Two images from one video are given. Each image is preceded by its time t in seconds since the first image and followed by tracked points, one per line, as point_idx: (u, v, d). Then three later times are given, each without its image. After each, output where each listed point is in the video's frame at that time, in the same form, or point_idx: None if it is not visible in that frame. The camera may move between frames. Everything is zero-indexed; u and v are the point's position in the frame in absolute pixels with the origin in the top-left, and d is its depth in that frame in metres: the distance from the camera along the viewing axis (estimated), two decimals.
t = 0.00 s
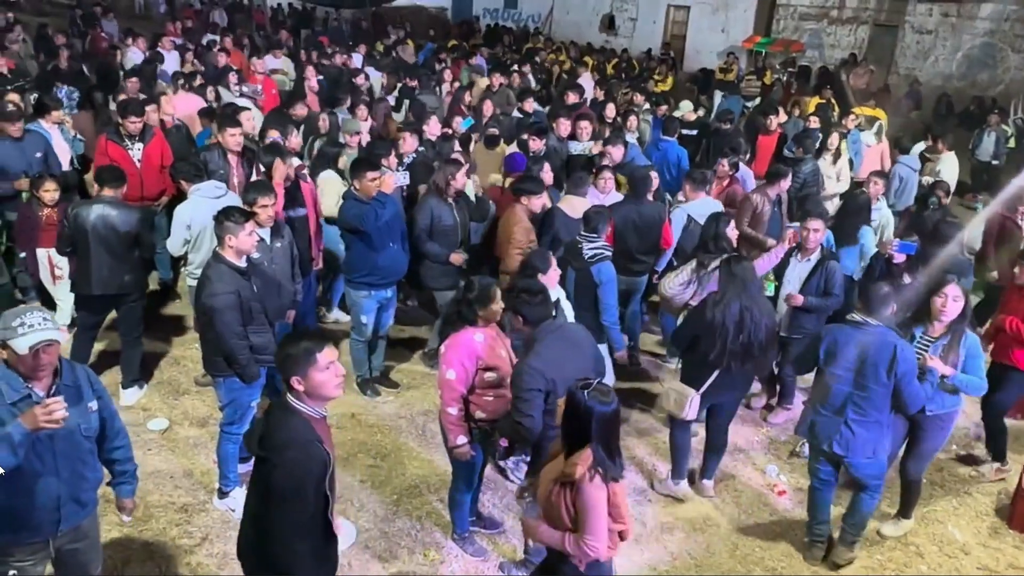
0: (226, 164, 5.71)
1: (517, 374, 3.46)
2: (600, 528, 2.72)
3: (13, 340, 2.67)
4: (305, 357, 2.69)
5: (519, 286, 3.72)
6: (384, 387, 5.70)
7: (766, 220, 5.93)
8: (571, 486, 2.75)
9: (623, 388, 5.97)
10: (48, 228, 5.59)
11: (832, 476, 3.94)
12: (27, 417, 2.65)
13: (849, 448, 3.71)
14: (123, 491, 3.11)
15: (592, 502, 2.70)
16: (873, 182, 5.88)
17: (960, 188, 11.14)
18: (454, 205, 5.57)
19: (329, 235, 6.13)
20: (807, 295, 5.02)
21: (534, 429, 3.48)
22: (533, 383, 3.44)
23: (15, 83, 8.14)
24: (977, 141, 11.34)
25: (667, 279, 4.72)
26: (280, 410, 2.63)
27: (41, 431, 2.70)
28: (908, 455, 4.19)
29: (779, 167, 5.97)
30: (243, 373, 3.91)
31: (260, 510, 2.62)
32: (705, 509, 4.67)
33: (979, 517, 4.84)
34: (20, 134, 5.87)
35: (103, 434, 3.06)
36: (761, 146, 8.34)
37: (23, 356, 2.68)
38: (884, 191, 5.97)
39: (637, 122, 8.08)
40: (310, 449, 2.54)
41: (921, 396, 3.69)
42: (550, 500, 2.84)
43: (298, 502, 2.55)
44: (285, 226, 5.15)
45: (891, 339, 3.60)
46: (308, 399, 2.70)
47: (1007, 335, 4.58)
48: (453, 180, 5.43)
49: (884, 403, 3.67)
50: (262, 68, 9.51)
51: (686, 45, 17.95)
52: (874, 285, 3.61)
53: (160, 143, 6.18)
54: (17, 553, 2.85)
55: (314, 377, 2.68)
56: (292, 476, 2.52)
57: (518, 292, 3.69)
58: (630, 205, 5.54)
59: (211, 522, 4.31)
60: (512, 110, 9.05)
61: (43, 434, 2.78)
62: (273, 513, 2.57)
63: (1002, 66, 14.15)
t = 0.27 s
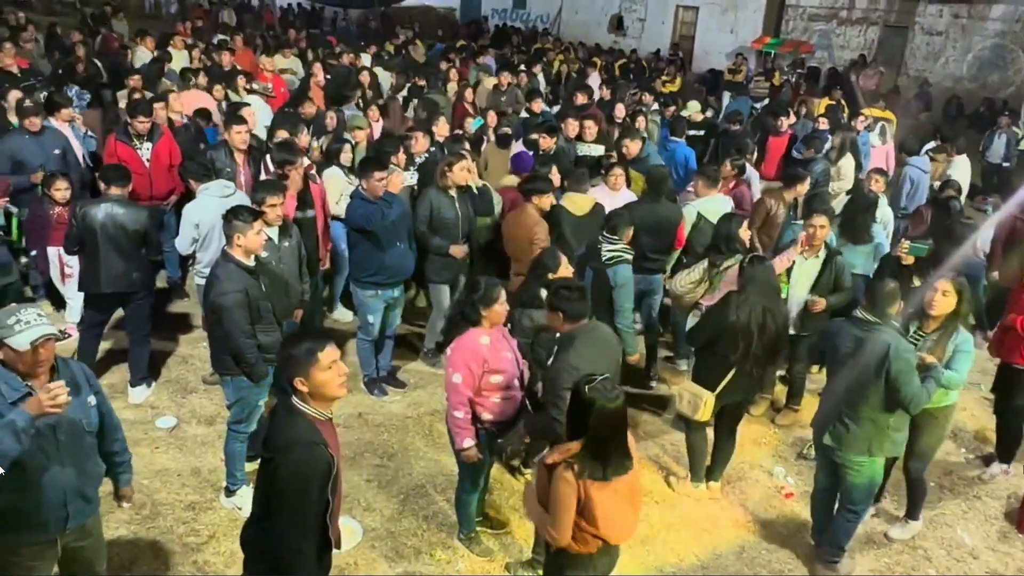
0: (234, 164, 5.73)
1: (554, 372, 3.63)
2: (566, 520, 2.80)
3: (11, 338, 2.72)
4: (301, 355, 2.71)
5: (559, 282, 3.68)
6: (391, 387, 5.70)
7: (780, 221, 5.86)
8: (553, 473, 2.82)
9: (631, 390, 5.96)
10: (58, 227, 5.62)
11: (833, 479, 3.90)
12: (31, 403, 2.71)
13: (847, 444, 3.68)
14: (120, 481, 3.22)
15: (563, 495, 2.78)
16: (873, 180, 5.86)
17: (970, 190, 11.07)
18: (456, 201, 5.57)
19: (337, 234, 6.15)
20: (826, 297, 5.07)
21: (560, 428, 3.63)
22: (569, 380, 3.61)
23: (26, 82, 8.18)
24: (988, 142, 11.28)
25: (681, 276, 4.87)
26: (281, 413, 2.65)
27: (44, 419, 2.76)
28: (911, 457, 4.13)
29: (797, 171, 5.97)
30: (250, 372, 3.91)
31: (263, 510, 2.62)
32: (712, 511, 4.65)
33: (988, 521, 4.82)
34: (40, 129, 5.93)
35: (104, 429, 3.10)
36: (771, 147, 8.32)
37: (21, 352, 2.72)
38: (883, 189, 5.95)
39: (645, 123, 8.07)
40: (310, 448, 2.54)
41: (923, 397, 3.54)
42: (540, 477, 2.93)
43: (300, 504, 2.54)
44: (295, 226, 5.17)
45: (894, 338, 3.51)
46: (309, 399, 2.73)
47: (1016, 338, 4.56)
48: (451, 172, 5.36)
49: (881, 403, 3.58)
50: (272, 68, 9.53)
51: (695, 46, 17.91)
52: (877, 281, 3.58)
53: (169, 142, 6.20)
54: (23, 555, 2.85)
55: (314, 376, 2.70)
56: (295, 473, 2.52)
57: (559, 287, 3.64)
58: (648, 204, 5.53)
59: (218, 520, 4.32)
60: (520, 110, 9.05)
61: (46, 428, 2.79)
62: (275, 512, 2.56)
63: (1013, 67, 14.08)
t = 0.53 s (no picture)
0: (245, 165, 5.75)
1: (591, 370, 3.42)
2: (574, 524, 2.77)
3: (13, 339, 2.72)
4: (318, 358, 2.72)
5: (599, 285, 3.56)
6: (400, 388, 5.71)
7: (788, 220, 5.89)
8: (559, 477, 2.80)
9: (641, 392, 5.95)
10: (69, 226, 5.65)
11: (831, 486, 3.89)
12: (39, 389, 2.67)
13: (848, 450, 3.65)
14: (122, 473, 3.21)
15: (570, 498, 2.75)
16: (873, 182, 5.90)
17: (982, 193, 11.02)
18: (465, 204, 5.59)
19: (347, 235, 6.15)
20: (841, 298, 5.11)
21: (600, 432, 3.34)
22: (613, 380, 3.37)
23: (39, 82, 8.24)
24: (1000, 145, 11.22)
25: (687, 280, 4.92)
26: (299, 414, 2.68)
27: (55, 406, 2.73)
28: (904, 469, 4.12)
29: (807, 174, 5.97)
30: (260, 371, 3.94)
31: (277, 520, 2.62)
32: (721, 514, 4.64)
33: (999, 527, 4.79)
34: (64, 127, 5.96)
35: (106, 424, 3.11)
36: (782, 150, 8.31)
37: (26, 352, 2.74)
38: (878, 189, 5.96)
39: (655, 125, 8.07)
40: (322, 451, 2.56)
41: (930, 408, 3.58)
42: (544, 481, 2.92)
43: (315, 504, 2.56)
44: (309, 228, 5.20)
45: (901, 348, 3.52)
46: (326, 404, 2.75)
47: None
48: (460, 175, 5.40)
49: (890, 414, 3.59)
50: (282, 69, 9.58)
51: (705, 48, 17.88)
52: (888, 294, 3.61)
53: (180, 142, 6.22)
54: (35, 557, 2.86)
55: (330, 379, 2.70)
56: (309, 474, 2.54)
57: (600, 289, 3.51)
58: (670, 211, 5.53)
59: (228, 519, 4.34)
60: (529, 112, 9.05)
61: (54, 425, 2.80)
62: (288, 514, 2.58)
63: None
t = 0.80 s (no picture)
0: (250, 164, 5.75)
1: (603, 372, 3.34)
2: (596, 517, 2.77)
3: (21, 338, 2.72)
4: (345, 363, 2.70)
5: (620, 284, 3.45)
6: (406, 388, 5.72)
7: (789, 222, 5.90)
8: (570, 474, 2.80)
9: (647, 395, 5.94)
10: (78, 226, 5.68)
11: (827, 492, 3.86)
12: (49, 381, 2.67)
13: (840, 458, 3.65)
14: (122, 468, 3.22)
15: (590, 491, 2.76)
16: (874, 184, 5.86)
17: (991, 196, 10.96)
18: (481, 203, 5.58)
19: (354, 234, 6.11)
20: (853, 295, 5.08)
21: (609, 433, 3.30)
22: (625, 383, 3.31)
23: (49, 83, 8.28)
24: (1010, 147, 11.17)
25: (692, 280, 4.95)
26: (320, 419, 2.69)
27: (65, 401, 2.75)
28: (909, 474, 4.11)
29: (805, 172, 5.92)
30: (267, 372, 3.93)
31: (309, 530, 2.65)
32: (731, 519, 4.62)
33: (1008, 531, 4.76)
34: (86, 127, 6.00)
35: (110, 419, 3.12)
36: (792, 152, 8.25)
37: (34, 351, 2.74)
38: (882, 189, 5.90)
39: (663, 127, 8.07)
40: (351, 459, 2.58)
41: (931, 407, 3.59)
42: (549, 486, 2.89)
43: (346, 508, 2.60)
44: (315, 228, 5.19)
45: (894, 351, 3.50)
46: (350, 411, 2.71)
47: None
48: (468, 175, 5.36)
49: (891, 414, 3.58)
50: (291, 70, 9.60)
51: (713, 50, 17.85)
52: (877, 292, 3.53)
53: (189, 143, 6.24)
54: (46, 555, 2.88)
55: (357, 386, 2.67)
56: (340, 483, 2.57)
57: (619, 289, 3.40)
58: (680, 214, 5.55)
59: (234, 519, 4.35)
60: (537, 114, 9.06)
61: (62, 424, 2.81)
62: (320, 520, 2.61)
63: None
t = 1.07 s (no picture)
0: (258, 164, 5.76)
1: (610, 379, 3.36)
2: (591, 523, 2.70)
3: (33, 337, 2.73)
4: (378, 382, 2.68)
5: (626, 290, 3.47)
6: (413, 388, 5.72)
7: (795, 223, 5.97)
8: (566, 482, 2.75)
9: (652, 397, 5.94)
10: (88, 226, 5.70)
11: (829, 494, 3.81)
12: (61, 375, 2.72)
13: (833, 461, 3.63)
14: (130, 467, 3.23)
15: (586, 498, 2.70)
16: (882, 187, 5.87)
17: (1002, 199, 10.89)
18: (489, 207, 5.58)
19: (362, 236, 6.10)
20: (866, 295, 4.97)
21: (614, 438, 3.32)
22: (630, 389, 3.32)
23: (59, 83, 8.32)
24: (1021, 151, 11.09)
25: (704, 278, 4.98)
26: (349, 440, 2.63)
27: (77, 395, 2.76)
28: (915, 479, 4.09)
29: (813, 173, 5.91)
30: (274, 371, 3.95)
31: (345, 555, 2.61)
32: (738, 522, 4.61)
33: (1017, 536, 4.74)
34: (97, 127, 6.03)
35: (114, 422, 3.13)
36: (801, 155, 8.24)
37: (45, 351, 2.76)
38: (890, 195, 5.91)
39: (672, 129, 8.06)
40: (384, 484, 2.52)
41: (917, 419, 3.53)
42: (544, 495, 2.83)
43: (380, 532, 2.54)
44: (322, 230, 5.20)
45: (881, 355, 3.47)
46: (378, 428, 2.69)
47: None
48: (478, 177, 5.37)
49: (876, 422, 3.55)
50: (300, 70, 9.62)
51: (721, 51, 17.82)
52: (869, 296, 3.49)
53: (198, 143, 6.26)
54: (57, 554, 2.89)
55: (388, 404, 2.67)
56: (376, 505, 2.51)
57: (627, 295, 3.43)
58: (685, 218, 5.55)
59: (241, 518, 4.36)
60: (545, 115, 9.06)
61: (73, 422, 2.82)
62: (353, 543, 2.56)
63: None
